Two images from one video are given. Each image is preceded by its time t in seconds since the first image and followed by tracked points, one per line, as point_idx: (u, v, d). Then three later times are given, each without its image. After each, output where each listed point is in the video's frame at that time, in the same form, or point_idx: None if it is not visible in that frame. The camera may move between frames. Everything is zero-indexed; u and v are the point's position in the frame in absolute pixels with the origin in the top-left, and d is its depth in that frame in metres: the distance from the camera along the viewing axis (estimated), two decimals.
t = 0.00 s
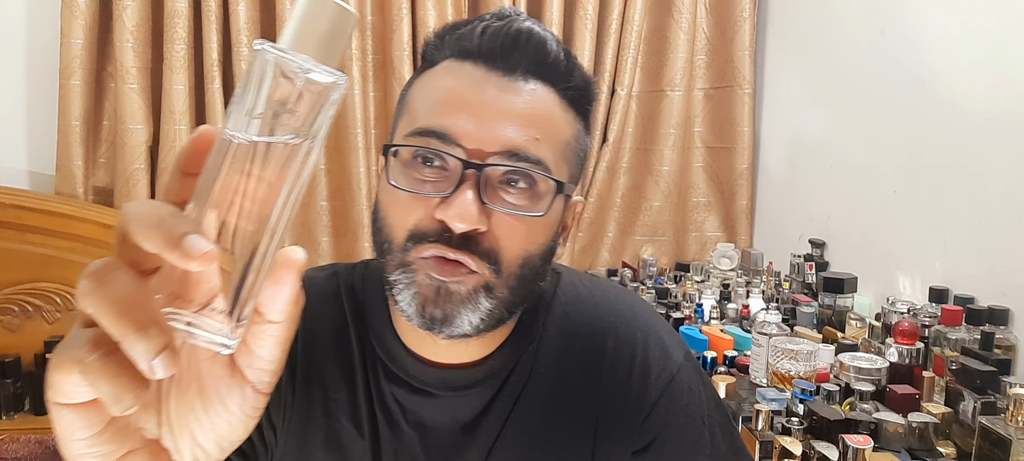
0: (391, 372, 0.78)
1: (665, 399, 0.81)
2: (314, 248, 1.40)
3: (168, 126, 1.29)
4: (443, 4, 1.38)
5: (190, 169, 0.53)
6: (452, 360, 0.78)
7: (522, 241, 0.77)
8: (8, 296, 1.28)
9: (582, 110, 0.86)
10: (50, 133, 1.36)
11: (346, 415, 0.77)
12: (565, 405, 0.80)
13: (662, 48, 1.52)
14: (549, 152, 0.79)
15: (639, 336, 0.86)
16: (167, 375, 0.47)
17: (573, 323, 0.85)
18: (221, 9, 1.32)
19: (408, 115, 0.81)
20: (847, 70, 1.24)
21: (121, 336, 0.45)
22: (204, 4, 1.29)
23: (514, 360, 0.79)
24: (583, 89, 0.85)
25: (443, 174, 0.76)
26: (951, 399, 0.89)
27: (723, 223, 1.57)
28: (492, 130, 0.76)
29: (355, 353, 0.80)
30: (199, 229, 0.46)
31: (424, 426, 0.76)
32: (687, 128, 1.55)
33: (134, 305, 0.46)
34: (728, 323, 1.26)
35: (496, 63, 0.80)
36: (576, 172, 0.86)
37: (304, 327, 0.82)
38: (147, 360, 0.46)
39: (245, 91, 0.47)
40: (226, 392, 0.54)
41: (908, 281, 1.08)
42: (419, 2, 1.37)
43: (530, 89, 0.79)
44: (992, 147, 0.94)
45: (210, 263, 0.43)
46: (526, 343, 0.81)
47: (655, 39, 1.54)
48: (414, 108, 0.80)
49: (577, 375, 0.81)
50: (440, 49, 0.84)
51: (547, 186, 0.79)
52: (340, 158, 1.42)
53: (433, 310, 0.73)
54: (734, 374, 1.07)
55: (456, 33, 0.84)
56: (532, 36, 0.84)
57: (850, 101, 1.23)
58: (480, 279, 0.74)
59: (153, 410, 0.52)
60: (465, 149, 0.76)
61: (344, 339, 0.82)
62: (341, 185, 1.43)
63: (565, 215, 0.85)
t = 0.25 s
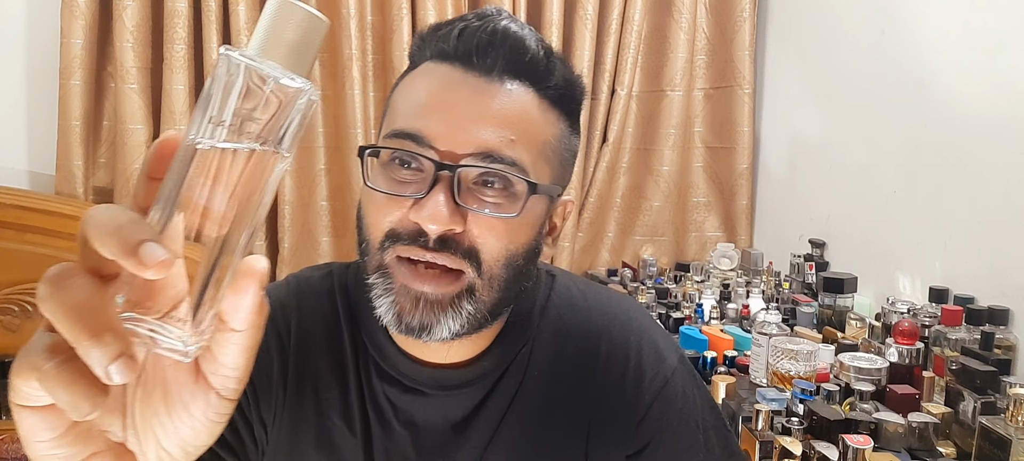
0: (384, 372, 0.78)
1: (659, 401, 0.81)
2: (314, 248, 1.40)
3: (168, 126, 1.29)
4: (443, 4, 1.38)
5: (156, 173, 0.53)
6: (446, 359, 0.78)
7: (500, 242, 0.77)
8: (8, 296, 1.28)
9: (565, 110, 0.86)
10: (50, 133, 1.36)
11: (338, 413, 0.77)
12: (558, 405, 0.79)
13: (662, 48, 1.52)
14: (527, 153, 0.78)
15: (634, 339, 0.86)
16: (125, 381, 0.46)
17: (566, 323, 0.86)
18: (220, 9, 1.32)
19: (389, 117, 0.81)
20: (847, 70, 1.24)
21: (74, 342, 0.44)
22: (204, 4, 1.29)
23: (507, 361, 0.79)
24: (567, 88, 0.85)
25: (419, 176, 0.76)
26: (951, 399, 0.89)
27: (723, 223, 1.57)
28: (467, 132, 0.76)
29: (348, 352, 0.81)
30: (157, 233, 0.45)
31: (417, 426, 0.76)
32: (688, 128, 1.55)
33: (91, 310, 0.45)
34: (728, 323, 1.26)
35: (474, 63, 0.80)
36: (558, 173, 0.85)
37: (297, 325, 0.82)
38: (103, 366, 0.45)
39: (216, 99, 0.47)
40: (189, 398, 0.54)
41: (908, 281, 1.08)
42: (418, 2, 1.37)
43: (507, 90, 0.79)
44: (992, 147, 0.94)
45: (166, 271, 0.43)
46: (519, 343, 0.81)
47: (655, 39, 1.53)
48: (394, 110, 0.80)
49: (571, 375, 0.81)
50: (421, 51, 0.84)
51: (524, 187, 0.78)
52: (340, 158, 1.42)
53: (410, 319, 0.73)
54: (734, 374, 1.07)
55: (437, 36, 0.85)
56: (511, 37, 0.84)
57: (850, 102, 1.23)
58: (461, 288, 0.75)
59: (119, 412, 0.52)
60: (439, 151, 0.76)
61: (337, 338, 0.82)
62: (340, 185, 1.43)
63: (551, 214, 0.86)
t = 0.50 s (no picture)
0: (380, 370, 0.78)
1: (655, 403, 0.81)
2: (314, 248, 1.40)
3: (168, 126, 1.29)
4: (443, 4, 1.38)
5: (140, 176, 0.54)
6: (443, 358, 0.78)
7: (490, 240, 0.77)
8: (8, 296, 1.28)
9: (556, 107, 0.86)
10: (51, 133, 1.36)
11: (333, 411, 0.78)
12: (554, 403, 0.79)
13: (663, 48, 1.52)
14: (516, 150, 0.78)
15: (630, 341, 0.86)
16: (98, 379, 0.45)
17: (564, 322, 0.85)
18: (221, 9, 1.32)
19: (381, 116, 0.82)
20: (846, 70, 1.24)
21: (48, 339, 0.45)
22: (204, 4, 1.29)
23: (503, 361, 0.79)
24: (558, 85, 0.85)
25: (410, 174, 0.77)
26: (951, 399, 0.89)
27: (723, 223, 1.57)
28: (457, 130, 0.76)
29: (344, 350, 0.81)
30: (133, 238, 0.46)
31: (411, 424, 0.76)
32: (688, 129, 1.55)
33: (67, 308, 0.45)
34: (728, 323, 1.26)
35: (463, 61, 0.80)
36: (549, 170, 0.85)
37: (295, 322, 0.83)
38: (75, 362, 0.45)
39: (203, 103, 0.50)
40: (164, 398, 0.56)
41: (908, 281, 1.08)
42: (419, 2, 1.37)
43: (497, 88, 0.79)
44: (993, 147, 0.94)
45: (141, 272, 0.44)
46: (515, 343, 0.81)
47: (656, 39, 1.53)
48: (386, 110, 0.81)
49: (566, 374, 0.81)
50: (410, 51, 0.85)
51: (513, 184, 0.78)
52: (340, 158, 1.42)
53: (400, 307, 0.72)
54: (734, 374, 1.07)
55: (426, 35, 0.85)
56: (500, 35, 0.84)
57: (850, 101, 1.23)
58: (452, 277, 0.75)
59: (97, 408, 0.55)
60: (427, 149, 0.76)
61: (334, 335, 0.82)
62: (340, 185, 1.43)
63: (543, 212, 0.86)
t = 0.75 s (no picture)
0: (376, 369, 0.78)
1: (651, 403, 0.81)
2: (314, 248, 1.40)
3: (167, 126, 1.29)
4: (443, 4, 1.38)
5: (130, 174, 0.57)
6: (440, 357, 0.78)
7: (486, 241, 0.77)
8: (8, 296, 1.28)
9: (549, 109, 0.86)
10: (51, 134, 1.36)
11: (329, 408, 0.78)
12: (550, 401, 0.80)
13: (663, 48, 1.52)
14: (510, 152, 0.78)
15: (627, 342, 0.86)
16: (81, 376, 0.45)
17: (561, 322, 0.86)
18: (220, 9, 1.32)
19: (375, 118, 0.82)
20: (847, 69, 1.24)
21: (33, 336, 0.45)
22: (204, 4, 1.29)
23: (500, 360, 0.79)
24: (552, 86, 0.85)
25: (405, 177, 0.77)
26: (951, 399, 0.89)
27: (723, 223, 1.57)
28: (450, 133, 0.76)
29: (341, 349, 0.81)
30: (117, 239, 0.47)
31: (408, 422, 0.76)
32: (688, 129, 1.55)
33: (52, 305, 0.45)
34: (728, 323, 1.26)
35: (456, 63, 0.80)
36: (543, 171, 0.85)
37: (292, 320, 0.83)
38: (58, 359, 0.45)
39: (191, 107, 0.49)
40: (148, 395, 0.57)
41: (908, 281, 1.08)
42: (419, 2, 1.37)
43: (490, 90, 0.79)
44: (993, 147, 0.94)
45: (123, 272, 0.44)
46: (513, 342, 0.81)
47: (655, 39, 1.53)
48: (380, 112, 0.81)
49: (563, 373, 0.82)
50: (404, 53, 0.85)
51: (507, 187, 0.78)
52: (340, 158, 1.42)
53: (398, 313, 0.73)
54: (734, 374, 1.07)
55: (420, 37, 0.85)
56: (494, 37, 0.84)
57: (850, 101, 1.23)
58: (450, 284, 0.75)
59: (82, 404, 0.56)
60: (421, 152, 0.76)
61: (331, 334, 0.82)
62: (340, 185, 1.43)
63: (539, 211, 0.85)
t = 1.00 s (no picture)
0: (374, 367, 0.78)
1: (648, 403, 0.81)
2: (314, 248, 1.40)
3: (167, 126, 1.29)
4: (443, 4, 1.38)
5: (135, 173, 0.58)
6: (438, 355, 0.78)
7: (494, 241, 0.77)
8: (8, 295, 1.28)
9: (557, 110, 0.86)
10: (51, 134, 1.36)
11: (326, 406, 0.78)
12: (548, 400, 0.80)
13: (662, 48, 1.52)
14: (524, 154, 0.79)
15: (625, 342, 0.86)
16: (83, 362, 0.45)
17: (559, 322, 0.85)
18: (220, 8, 1.32)
19: (385, 120, 0.80)
20: (847, 69, 1.24)
21: (36, 322, 0.45)
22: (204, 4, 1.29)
23: (498, 360, 0.79)
24: (560, 87, 0.85)
25: (421, 180, 0.77)
26: (951, 399, 0.89)
27: (723, 223, 1.57)
28: (468, 137, 0.76)
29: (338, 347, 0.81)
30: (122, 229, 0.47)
31: (405, 421, 0.76)
32: (687, 129, 1.55)
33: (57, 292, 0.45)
34: (728, 323, 1.26)
35: (469, 66, 0.80)
36: (551, 172, 0.86)
37: (290, 318, 0.83)
38: (60, 345, 0.44)
39: (197, 106, 0.49)
40: (147, 387, 0.57)
41: (908, 281, 1.08)
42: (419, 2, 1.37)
43: (504, 93, 0.79)
44: (993, 147, 0.94)
45: (126, 262, 0.44)
46: (510, 342, 0.81)
47: (655, 39, 1.53)
48: (389, 114, 0.80)
49: (560, 372, 0.82)
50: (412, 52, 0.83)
51: (525, 189, 0.78)
52: (340, 158, 1.42)
53: (420, 310, 0.74)
54: (734, 374, 1.07)
55: (429, 35, 0.84)
56: (505, 37, 0.83)
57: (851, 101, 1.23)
58: (468, 278, 0.75)
59: (83, 392, 0.56)
60: (441, 156, 0.76)
61: (328, 332, 0.82)
62: (340, 185, 1.43)
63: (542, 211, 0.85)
